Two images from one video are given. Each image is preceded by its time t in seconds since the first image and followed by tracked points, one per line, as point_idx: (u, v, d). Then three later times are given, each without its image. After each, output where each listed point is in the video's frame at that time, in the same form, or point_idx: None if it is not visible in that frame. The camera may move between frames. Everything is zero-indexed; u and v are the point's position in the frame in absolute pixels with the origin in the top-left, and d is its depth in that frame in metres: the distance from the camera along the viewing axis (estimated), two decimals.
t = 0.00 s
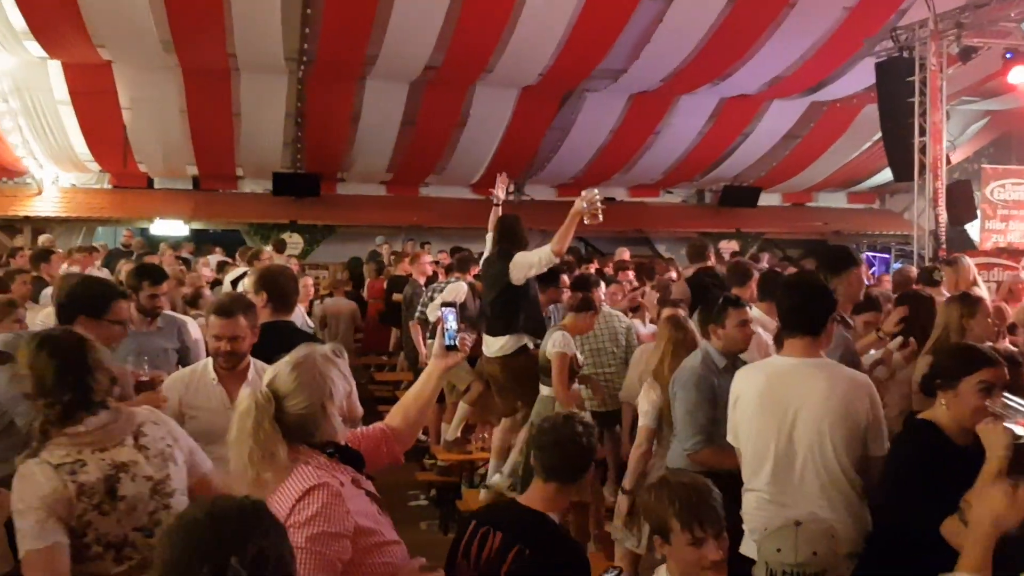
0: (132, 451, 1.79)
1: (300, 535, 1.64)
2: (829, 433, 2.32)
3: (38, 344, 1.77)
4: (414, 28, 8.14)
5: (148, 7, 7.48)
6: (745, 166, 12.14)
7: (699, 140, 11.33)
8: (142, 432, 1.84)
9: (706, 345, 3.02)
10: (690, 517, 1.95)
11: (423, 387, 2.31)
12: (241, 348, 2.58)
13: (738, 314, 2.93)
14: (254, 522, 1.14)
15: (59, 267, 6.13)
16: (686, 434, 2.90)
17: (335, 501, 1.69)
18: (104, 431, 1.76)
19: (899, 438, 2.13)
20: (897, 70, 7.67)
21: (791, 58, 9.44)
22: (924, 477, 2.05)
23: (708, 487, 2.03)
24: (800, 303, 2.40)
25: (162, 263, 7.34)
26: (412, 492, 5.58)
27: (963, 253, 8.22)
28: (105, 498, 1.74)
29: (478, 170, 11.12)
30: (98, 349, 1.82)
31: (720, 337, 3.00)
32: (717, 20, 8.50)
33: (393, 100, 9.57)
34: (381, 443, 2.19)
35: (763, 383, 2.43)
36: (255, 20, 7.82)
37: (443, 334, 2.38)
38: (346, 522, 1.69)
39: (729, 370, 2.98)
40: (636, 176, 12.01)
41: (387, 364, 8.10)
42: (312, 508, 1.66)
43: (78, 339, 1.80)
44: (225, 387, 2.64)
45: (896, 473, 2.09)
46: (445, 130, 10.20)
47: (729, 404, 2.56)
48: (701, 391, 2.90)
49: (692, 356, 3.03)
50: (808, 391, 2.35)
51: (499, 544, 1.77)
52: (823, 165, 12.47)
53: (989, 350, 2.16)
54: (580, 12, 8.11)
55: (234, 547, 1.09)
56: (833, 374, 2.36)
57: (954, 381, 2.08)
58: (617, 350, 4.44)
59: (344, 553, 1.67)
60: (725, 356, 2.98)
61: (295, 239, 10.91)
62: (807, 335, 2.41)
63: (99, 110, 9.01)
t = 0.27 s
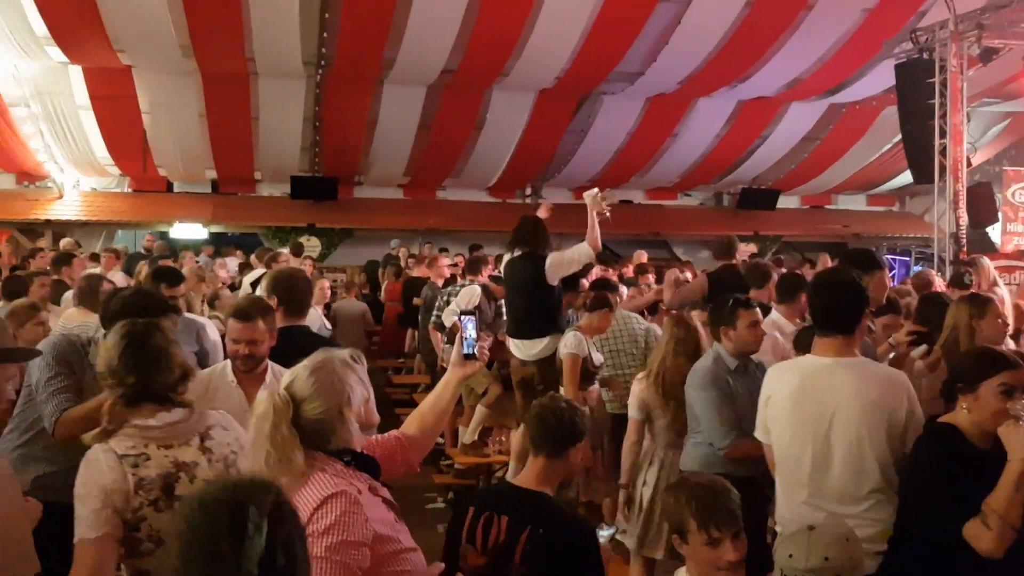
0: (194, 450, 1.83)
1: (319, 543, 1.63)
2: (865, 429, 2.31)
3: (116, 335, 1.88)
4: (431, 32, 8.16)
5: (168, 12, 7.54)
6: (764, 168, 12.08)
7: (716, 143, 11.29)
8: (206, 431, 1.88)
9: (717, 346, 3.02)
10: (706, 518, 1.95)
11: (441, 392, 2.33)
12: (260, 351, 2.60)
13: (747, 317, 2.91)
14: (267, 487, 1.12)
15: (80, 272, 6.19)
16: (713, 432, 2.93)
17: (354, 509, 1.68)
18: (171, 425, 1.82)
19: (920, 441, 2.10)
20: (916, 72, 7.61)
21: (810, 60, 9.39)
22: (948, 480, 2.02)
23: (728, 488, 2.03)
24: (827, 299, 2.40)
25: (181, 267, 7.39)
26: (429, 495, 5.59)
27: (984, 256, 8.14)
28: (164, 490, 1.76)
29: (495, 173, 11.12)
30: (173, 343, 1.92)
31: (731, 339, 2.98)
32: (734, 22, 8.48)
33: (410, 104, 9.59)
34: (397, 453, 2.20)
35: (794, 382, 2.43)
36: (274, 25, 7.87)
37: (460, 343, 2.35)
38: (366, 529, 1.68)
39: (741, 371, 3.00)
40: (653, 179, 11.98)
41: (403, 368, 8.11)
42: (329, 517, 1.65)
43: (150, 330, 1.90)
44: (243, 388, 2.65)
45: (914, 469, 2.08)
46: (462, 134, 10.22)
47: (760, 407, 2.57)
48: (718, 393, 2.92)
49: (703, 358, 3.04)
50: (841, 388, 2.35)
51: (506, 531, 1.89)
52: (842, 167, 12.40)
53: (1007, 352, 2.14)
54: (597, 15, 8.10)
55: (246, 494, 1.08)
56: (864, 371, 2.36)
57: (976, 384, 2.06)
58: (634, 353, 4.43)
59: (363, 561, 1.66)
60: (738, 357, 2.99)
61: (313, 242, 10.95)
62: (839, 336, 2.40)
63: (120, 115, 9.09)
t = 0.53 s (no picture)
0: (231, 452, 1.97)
1: (339, 552, 1.63)
2: (898, 436, 2.37)
3: (190, 328, 2.04)
4: (451, 34, 8.18)
5: (191, 15, 7.61)
6: (785, 169, 12.00)
7: (737, 144, 11.23)
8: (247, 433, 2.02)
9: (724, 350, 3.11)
10: (740, 517, 1.96)
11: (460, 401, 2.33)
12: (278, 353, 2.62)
13: (756, 318, 2.99)
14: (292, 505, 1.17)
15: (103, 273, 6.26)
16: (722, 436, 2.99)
17: (372, 518, 1.68)
18: (215, 425, 1.98)
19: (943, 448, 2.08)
20: (939, 72, 7.54)
21: (831, 61, 9.33)
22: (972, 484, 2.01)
23: (759, 490, 2.04)
24: (866, 306, 2.42)
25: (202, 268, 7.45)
26: (448, 497, 5.61)
27: (1009, 259, 8.05)
28: (192, 486, 1.91)
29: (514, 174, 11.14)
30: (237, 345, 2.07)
31: (742, 341, 3.05)
32: (755, 23, 8.44)
33: (429, 105, 9.61)
34: (414, 459, 2.21)
35: (827, 387, 2.47)
36: (294, 28, 7.92)
37: (482, 349, 2.33)
38: (383, 537, 1.68)
39: (749, 374, 3.08)
40: (673, 180, 11.95)
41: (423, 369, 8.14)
42: (345, 527, 1.65)
43: (222, 327, 2.05)
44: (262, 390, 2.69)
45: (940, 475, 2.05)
46: (481, 135, 10.23)
47: (792, 409, 2.59)
48: (727, 395, 3.00)
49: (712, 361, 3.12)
50: (876, 395, 2.40)
51: (539, 526, 2.00)
52: (864, 168, 12.30)
53: None
54: (617, 17, 8.09)
55: (265, 503, 1.14)
56: (901, 379, 2.40)
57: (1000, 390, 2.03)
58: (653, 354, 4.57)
59: (382, 568, 1.67)
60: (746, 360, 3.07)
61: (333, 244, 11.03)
62: (874, 341, 2.45)
63: (143, 117, 9.17)
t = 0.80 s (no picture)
0: (236, 453, 1.96)
1: (358, 552, 1.63)
2: (913, 435, 2.38)
3: (230, 329, 2.11)
4: (471, 35, 8.19)
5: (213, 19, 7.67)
6: (807, 168, 11.92)
7: (758, 143, 11.17)
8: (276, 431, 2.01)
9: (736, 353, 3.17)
10: (768, 515, 1.97)
11: (485, 403, 2.34)
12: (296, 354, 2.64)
13: (769, 319, 3.05)
14: (303, 540, 1.13)
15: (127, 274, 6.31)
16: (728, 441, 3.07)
17: (391, 518, 1.68)
18: (239, 425, 1.98)
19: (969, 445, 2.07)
20: (963, 69, 7.46)
21: (854, 59, 9.25)
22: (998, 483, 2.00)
23: (788, 488, 2.05)
24: (880, 304, 2.44)
25: (223, 269, 7.51)
26: (468, 497, 5.62)
27: None
28: (192, 481, 1.94)
29: (534, 175, 11.14)
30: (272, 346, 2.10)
31: (753, 343, 3.11)
32: (776, 21, 8.38)
33: (450, 106, 9.63)
34: (436, 463, 2.23)
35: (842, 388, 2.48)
36: (315, 30, 7.96)
37: (506, 351, 2.33)
38: (403, 538, 1.68)
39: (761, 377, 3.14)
40: (693, 180, 11.89)
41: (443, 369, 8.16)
42: (365, 526, 1.65)
43: (256, 329, 2.11)
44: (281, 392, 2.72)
45: (965, 474, 2.03)
46: (501, 136, 10.23)
47: (806, 410, 2.61)
48: (736, 399, 3.07)
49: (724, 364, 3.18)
50: (890, 395, 2.41)
51: (586, 515, 2.01)
52: (887, 167, 12.19)
53: None
54: (637, 16, 8.06)
55: (281, 556, 1.09)
56: (916, 379, 2.41)
57: None
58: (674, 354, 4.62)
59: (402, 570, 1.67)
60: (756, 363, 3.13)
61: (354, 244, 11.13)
62: (894, 340, 2.46)
63: (165, 119, 9.24)
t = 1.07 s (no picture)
0: (250, 450, 2.09)
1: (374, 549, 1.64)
2: (934, 429, 2.42)
3: (255, 334, 2.27)
4: (489, 37, 8.19)
5: (233, 22, 7.71)
6: (829, 168, 11.81)
7: (779, 142, 11.09)
8: (293, 432, 2.13)
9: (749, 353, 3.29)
10: (801, 520, 2.09)
11: (510, 406, 2.33)
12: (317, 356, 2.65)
13: (785, 320, 3.18)
14: (361, 515, 1.21)
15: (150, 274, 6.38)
16: (748, 441, 3.20)
17: (408, 517, 1.69)
18: (257, 422, 2.13)
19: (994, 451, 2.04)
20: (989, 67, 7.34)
21: (877, 57, 9.16)
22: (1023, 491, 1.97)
23: (816, 491, 2.18)
24: (899, 306, 2.45)
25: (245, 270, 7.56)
26: (489, 497, 5.63)
27: None
28: (204, 474, 2.09)
29: (553, 176, 11.13)
30: (294, 349, 2.24)
31: (770, 343, 3.22)
32: (798, 20, 8.31)
33: (468, 108, 9.63)
34: (459, 461, 2.24)
35: (864, 386, 2.52)
36: (333, 33, 7.99)
37: (534, 354, 2.34)
38: (417, 538, 1.69)
39: (776, 376, 3.26)
40: (714, 180, 11.83)
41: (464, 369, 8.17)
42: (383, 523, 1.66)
43: (280, 333, 2.26)
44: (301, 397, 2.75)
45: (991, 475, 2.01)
46: (520, 137, 10.22)
47: (828, 410, 2.65)
48: (753, 398, 3.20)
49: (738, 364, 3.31)
50: (912, 390, 2.45)
51: (618, 496, 2.51)
52: (910, 167, 12.06)
53: None
54: (657, 16, 8.03)
55: (342, 531, 1.17)
56: (933, 373, 2.45)
57: None
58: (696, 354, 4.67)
59: (417, 569, 1.68)
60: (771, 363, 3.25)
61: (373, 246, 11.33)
62: (912, 338, 2.48)
63: (186, 122, 9.32)
